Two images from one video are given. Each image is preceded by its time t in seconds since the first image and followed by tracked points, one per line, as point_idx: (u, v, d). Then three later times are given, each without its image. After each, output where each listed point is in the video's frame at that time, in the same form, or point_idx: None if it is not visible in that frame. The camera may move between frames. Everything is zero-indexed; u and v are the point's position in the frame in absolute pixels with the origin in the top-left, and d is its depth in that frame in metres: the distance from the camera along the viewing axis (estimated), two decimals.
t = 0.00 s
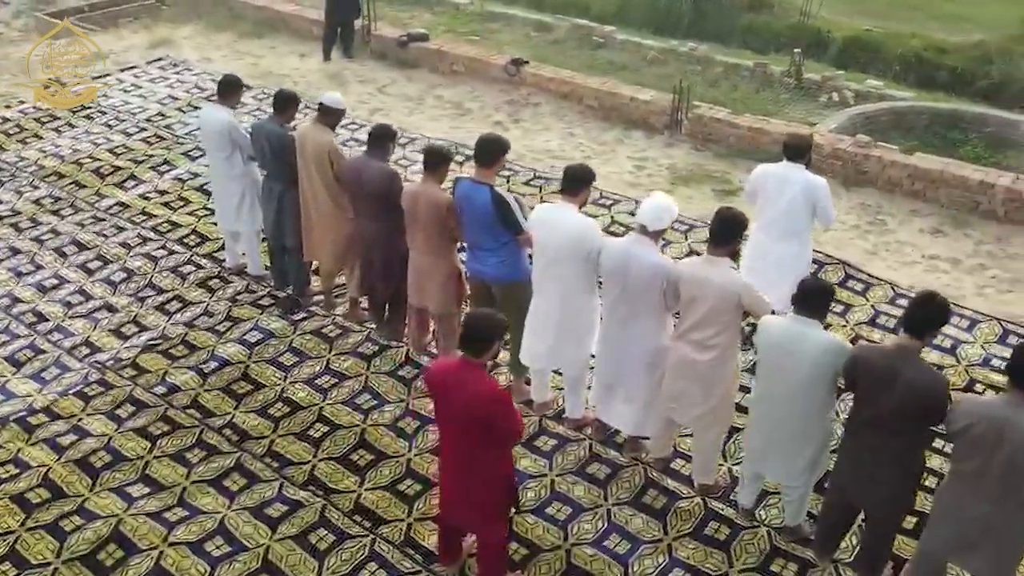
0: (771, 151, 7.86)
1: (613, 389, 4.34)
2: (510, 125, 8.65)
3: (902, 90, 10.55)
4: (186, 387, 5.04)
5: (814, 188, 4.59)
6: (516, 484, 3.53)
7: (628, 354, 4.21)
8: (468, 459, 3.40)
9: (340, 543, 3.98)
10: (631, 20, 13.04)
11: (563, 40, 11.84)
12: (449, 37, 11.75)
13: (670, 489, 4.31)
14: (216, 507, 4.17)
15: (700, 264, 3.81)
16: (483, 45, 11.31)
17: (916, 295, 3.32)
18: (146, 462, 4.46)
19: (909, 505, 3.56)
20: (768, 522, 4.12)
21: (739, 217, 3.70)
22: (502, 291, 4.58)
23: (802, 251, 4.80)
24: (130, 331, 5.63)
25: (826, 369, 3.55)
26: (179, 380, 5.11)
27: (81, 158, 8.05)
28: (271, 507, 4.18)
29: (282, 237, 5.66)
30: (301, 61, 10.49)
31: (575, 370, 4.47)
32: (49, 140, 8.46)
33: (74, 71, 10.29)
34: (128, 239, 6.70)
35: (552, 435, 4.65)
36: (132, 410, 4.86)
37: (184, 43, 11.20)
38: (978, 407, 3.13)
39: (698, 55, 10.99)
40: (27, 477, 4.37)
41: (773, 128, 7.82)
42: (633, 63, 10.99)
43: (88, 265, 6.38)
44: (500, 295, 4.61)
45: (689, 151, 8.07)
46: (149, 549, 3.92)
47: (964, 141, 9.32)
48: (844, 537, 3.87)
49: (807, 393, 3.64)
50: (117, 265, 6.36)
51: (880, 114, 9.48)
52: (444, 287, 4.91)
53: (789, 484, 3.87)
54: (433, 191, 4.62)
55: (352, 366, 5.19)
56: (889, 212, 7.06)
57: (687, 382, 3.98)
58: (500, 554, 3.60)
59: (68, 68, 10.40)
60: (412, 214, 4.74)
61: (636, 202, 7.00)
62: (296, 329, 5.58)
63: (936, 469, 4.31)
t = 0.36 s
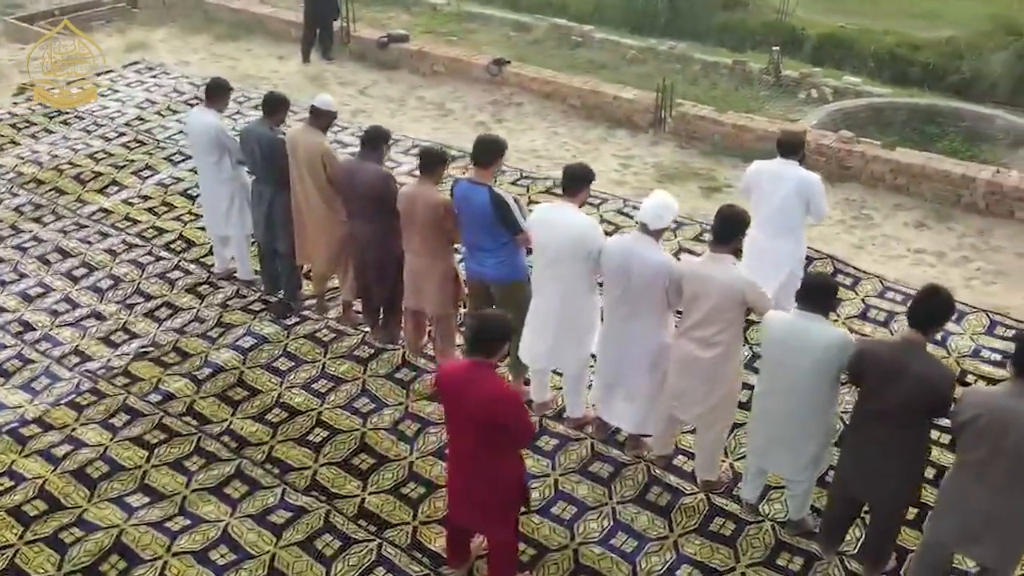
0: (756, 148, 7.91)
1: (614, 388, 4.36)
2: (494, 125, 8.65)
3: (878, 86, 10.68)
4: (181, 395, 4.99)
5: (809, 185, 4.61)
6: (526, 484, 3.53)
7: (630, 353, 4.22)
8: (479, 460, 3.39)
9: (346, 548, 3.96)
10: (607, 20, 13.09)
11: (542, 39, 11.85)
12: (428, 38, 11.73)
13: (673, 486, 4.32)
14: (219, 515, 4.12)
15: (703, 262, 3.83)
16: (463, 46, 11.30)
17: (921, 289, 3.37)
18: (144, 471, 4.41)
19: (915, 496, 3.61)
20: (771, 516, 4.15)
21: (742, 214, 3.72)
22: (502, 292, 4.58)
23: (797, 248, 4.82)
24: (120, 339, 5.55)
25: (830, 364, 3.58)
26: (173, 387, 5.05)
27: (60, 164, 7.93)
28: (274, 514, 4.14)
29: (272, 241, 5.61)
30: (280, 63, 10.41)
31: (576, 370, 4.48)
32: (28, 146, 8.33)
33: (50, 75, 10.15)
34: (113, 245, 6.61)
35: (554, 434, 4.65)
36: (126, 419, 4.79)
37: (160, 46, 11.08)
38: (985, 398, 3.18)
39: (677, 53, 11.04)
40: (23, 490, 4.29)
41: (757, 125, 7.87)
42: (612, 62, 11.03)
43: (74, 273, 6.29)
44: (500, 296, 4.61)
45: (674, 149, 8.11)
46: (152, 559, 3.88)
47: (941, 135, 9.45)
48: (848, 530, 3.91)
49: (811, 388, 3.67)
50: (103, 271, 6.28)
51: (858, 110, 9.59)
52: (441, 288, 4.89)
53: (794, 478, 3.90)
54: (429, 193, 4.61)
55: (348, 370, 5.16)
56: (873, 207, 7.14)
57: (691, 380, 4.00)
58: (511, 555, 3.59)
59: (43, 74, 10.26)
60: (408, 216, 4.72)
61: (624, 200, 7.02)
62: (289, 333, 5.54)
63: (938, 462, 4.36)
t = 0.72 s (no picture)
0: (740, 145, 7.96)
1: (616, 387, 4.37)
2: (478, 125, 8.64)
3: (855, 82, 10.80)
4: (176, 402, 4.93)
5: (803, 181, 4.65)
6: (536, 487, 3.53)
7: (632, 352, 4.24)
8: (491, 463, 3.38)
9: (353, 553, 3.93)
10: (584, 20, 13.12)
11: (520, 39, 11.85)
12: (407, 39, 11.69)
13: (677, 482, 4.34)
14: (222, 524, 4.08)
15: (706, 259, 3.85)
16: (443, 47, 11.28)
17: (926, 283, 3.40)
18: (143, 480, 4.35)
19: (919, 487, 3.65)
20: (776, 510, 4.18)
21: (745, 211, 3.73)
22: (502, 292, 4.58)
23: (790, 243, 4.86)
24: (110, 347, 5.48)
25: (837, 358, 3.61)
26: (168, 395, 4.99)
27: (40, 171, 7.81)
28: (279, 521, 4.10)
29: (263, 246, 5.54)
30: (260, 66, 10.33)
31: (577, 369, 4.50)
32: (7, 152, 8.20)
33: (24, 81, 10.00)
34: (99, 252, 6.52)
35: (555, 435, 4.66)
36: (122, 428, 4.73)
37: (136, 50, 10.95)
38: (992, 389, 3.22)
39: (657, 51, 11.09)
40: (20, 502, 4.22)
41: (741, 122, 7.92)
42: (592, 61, 11.07)
43: (59, 281, 6.19)
44: (499, 296, 4.61)
45: (658, 148, 8.15)
46: (157, 570, 3.83)
47: (919, 130, 9.57)
48: (853, 524, 3.94)
49: (816, 383, 3.70)
50: (90, 279, 6.19)
51: (837, 107, 9.70)
52: (439, 290, 4.88)
53: (799, 472, 3.93)
54: (427, 195, 4.59)
55: (345, 374, 5.13)
56: (858, 202, 7.22)
57: (693, 377, 4.02)
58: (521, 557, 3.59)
59: (17, 79, 10.10)
60: (406, 217, 4.70)
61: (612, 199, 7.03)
62: (283, 338, 5.49)
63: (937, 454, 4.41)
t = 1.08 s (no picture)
0: (725, 142, 8.01)
1: (621, 386, 4.39)
2: (463, 126, 8.62)
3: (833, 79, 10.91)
4: (174, 410, 4.87)
5: (800, 178, 4.68)
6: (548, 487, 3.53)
7: (637, 351, 4.25)
8: (503, 464, 3.38)
9: (363, 558, 3.91)
10: (562, 19, 13.15)
11: (500, 39, 11.84)
12: (386, 40, 11.65)
13: (683, 480, 4.36)
14: (228, 532, 4.04)
15: (712, 258, 3.86)
16: (423, 47, 11.25)
17: (932, 278, 3.45)
18: (144, 491, 4.29)
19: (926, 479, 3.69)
20: (781, 505, 4.21)
21: (750, 209, 3.75)
22: (503, 292, 4.58)
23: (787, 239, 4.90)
24: (102, 355, 5.40)
25: (844, 354, 3.64)
26: (165, 403, 4.93)
27: (20, 177, 7.68)
28: (285, 527, 4.07)
29: (256, 252, 5.49)
30: (239, 69, 10.24)
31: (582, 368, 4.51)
32: None
33: None
34: (85, 259, 6.43)
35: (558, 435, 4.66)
36: (119, 437, 4.67)
37: (112, 55, 10.81)
38: (999, 381, 3.27)
39: (637, 50, 11.12)
40: (19, 516, 4.15)
41: (726, 119, 7.97)
42: (573, 61, 11.09)
43: (47, 289, 6.10)
44: (500, 296, 4.60)
45: (644, 146, 8.18)
46: None
47: (898, 126, 9.69)
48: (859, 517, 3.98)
49: (823, 379, 3.74)
50: (78, 286, 6.10)
51: (817, 103, 9.79)
52: (438, 293, 4.87)
53: (805, 466, 3.96)
54: (426, 197, 4.56)
55: (344, 379, 5.10)
56: (844, 197, 7.29)
57: (699, 375, 4.04)
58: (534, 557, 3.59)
59: None
60: (404, 220, 4.67)
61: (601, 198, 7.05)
62: (278, 343, 5.45)
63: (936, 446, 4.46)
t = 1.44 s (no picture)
0: (711, 139, 8.06)
1: (627, 385, 4.40)
2: (449, 127, 8.60)
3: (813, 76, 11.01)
4: (173, 418, 4.81)
5: (797, 176, 4.73)
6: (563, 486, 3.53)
7: (643, 349, 4.26)
8: (519, 465, 3.37)
9: (374, 563, 3.88)
10: (541, 18, 13.15)
11: (481, 39, 11.82)
12: (367, 41, 11.58)
13: (690, 477, 4.38)
14: (236, 540, 4.00)
15: (719, 255, 3.89)
16: (405, 48, 11.21)
17: (940, 272, 3.50)
18: (148, 500, 4.24)
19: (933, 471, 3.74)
20: (788, 500, 4.24)
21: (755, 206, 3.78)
22: (504, 292, 4.57)
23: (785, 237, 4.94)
24: (96, 364, 5.32)
25: (852, 348, 3.68)
26: (163, 411, 4.87)
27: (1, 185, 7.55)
28: (294, 534, 4.03)
29: (250, 257, 5.43)
30: (220, 71, 10.14)
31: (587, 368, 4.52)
32: None
33: None
34: (73, 267, 6.33)
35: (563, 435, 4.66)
36: (119, 446, 4.60)
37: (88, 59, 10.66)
38: (1008, 372, 3.32)
39: (617, 49, 11.15)
40: (20, 529, 4.08)
41: (713, 117, 8.02)
42: (554, 60, 11.10)
43: (35, 297, 6.00)
44: (502, 296, 4.60)
45: (631, 144, 8.21)
46: None
47: (879, 121, 9.79)
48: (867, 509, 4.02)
49: (831, 374, 3.77)
50: (68, 294, 6.01)
51: (799, 100, 9.87)
52: (439, 295, 4.86)
53: (813, 460, 3.99)
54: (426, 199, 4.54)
55: (344, 383, 5.06)
56: (832, 193, 7.36)
57: (706, 372, 4.06)
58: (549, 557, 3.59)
59: None
60: (404, 222, 4.65)
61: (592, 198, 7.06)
62: (275, 348, 5.40)
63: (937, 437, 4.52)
